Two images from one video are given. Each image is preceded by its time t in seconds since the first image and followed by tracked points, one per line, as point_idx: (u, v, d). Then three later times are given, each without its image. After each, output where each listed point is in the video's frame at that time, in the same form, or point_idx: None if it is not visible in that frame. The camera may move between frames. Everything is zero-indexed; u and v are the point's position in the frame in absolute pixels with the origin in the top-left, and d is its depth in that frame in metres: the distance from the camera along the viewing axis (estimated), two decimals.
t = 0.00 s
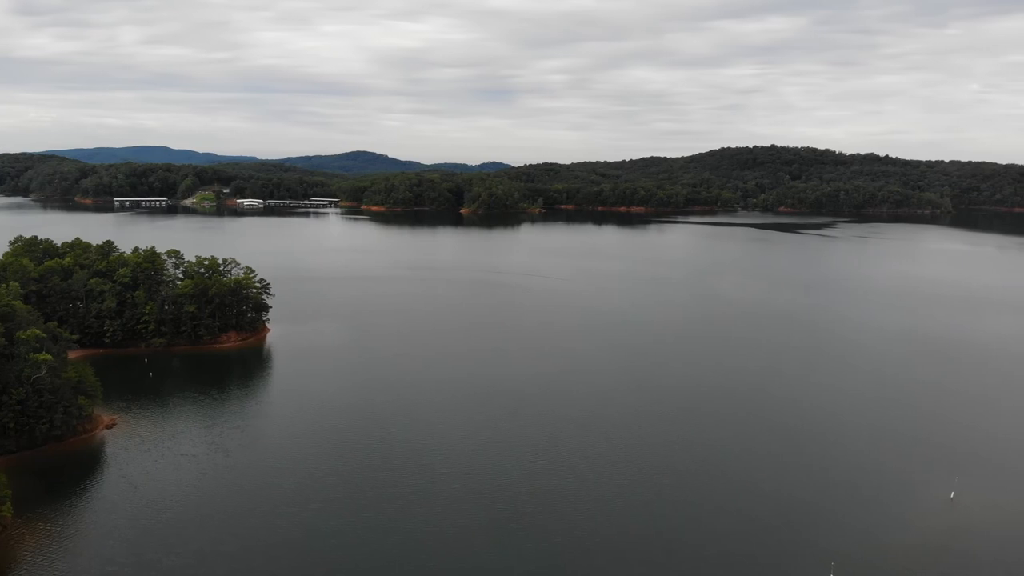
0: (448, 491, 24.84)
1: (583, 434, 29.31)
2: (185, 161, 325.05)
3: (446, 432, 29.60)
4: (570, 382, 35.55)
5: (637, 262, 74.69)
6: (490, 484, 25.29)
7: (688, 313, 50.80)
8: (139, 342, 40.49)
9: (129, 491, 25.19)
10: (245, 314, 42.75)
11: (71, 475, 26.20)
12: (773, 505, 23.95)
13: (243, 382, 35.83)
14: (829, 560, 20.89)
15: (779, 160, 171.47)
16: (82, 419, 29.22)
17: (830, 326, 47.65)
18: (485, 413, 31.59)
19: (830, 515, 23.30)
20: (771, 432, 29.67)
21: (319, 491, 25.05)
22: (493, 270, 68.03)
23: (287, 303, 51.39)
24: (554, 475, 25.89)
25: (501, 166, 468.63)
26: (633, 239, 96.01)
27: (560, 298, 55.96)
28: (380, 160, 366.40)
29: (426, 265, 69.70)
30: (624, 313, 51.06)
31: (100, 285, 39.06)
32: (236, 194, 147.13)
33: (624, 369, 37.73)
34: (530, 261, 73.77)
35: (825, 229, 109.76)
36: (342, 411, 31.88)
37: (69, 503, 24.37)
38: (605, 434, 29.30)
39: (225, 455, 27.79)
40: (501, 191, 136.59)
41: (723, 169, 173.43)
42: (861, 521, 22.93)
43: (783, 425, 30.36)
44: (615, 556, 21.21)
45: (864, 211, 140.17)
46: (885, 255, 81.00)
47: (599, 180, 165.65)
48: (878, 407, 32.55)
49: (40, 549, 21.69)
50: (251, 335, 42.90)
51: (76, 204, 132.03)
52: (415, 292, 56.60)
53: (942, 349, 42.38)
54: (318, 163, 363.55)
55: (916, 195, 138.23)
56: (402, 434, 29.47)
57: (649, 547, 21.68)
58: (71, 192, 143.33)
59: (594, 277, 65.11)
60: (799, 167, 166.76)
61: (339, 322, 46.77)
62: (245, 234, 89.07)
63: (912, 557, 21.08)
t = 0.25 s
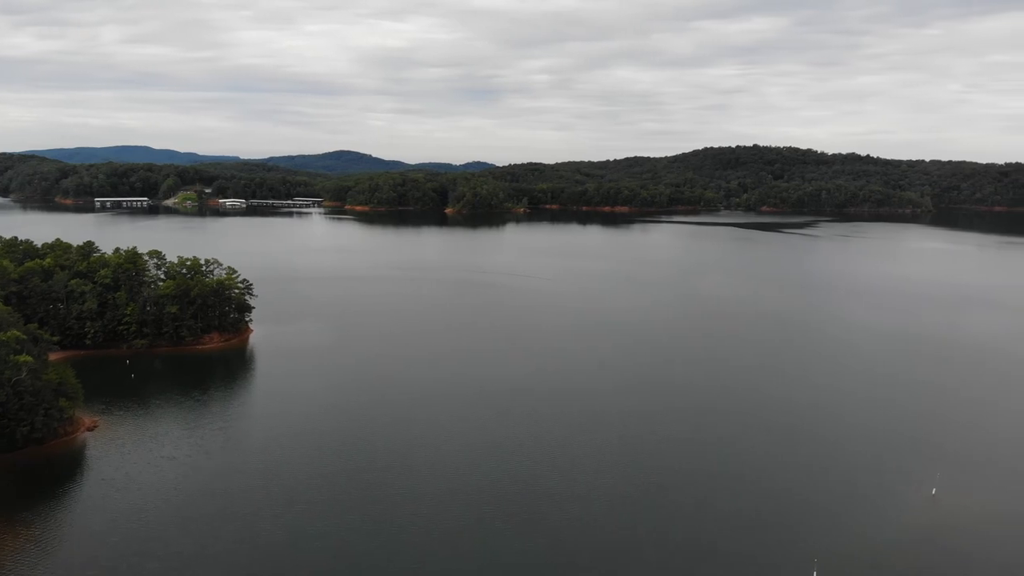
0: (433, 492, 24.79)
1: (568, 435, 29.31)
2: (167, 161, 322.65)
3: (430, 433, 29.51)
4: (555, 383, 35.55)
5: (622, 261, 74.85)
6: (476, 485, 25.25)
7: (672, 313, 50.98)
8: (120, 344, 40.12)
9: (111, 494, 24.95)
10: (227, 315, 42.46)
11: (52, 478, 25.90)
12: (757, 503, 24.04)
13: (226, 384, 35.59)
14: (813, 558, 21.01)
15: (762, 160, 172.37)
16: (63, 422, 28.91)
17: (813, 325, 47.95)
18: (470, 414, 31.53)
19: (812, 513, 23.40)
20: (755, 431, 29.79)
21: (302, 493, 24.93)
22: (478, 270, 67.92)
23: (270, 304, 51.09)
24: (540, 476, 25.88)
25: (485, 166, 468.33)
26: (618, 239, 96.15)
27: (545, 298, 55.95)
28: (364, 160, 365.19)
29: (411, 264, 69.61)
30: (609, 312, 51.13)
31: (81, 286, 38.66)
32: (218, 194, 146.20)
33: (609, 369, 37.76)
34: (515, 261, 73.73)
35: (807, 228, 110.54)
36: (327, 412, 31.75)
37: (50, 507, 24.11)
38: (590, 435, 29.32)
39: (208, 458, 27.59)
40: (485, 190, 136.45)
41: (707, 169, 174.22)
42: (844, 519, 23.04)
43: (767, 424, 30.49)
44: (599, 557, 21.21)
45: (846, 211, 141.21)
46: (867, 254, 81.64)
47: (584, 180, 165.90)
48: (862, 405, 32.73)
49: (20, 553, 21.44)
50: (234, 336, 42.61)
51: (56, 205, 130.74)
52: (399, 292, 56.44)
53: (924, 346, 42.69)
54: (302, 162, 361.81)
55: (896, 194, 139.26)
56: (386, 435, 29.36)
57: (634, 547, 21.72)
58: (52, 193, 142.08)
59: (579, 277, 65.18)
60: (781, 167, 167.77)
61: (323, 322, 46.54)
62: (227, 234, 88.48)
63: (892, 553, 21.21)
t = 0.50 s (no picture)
0: (416, 493, 24.77)
1: (550, 434, 29.37)
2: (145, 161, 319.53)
3: (412, 434, 29.47)
4: (537, 382, 35.59)
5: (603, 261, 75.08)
6: (459, 485, 25.27)
7: (651, 312, 51.11)
8: (98, 346, 39.70)
9: (90, 497, 24.69)
10: (207, 316, 42.15)
11: (29, 482, 25.58)
12: (737, 502, 24.12)
13: (205, 385, 35.34)
14: (795, 554, 21.21)
15: (741, 159, 173.48)
16: (40, 425, 28.56)
17: (792, 323, 48.37)
18: (451, 414, 31.51)
19: (792, 512, 23.52)
20: (734, 429, 29.94)
21: (281, 496, 24.73)
22: (459, 270, 67.83)
23: (250, 304, 50.75)
24: (523, 476, 25.93)
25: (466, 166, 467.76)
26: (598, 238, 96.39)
27: (527, 298, 55.97)
28: (345, 159, 363.62)
29: (390, 264, 69.37)
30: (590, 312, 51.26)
31: (58, 287, 38.22)
32: (197, 194, 144.98)
33: (591, 369, 37.86)
34: (496, 261, 73.70)
35: (786, 227, 111.35)
36: (306, 414, 31.55)
37: (28, 511, 23.82)
38: (571, 434, 29.40)
39: (188, 460, 27.38)
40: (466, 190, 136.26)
41: (686, 169, 175.02)
42: (823, 517, 23.17)
43: (748, 422, 30.71)
44: (580, 557, 21.22)
45: (825, 210, 142.36)
46: (844, 253, 82.35)
47: (565, 180, 166.14)
48: (839, 403, 32.99)
49: None
50: (213, 337, 42.31)
51: (31, 206, 129.05)
52: (380, 293, 56.27)
53: (900, 344, 43.14)
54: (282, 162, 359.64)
55: (874, 194, 140.60)
56: (368, 436, 29.29)
57: (618, 545, 21.83)
58: (27, 193, 140.30)
59: (560, 277, 65.28)
60: (760, 167, 168.88)
61: (304, 323, 46.32)
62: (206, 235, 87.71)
63: (871, 552, 21.36)
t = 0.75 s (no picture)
0: (395, 495, 24.65)
1: (528, 434, 29.43)
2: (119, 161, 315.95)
3: (391, 435, 29.36)
4: (515, 382, 35.59)
5: (581, 260, 75.26)
6: (437, 486, 25.20)
7: (630, 312, 51.27)
8: (71, 348, 39.22)
9: (64, 501, 24.42)
10: (182, 317, 41.76)
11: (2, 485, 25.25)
12: (719, 500, 24.28)
13: (181, 388, 35.00)
14: (772, 551, 21.43)
15: (718, 159, 174.70)
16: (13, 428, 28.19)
17: (769, 321, 48.76)
18: (430, 414, 31.48)
19: (769, 510, 23.70)
20: (715, 427, 30.15)
21: (257, 500, 24.47)
22: (437, 269, 67.69)
23: (227, 305, 50.33)
24: (502, 476, 25.90)
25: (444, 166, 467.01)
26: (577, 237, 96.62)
27: (505, 297, 56.00)
28: (322, 159, 361.70)
29: (367, 264, 69.03)
30: (569, 311, 51.38)
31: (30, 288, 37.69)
32: (172, 194, 143.62)
33: (569, 368, 37.94)
34: (475, 261, 73.65)
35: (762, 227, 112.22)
36: (282, 416, 31.27)
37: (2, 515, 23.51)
38: (551, 435, 29.37)
39: (164, 463, 27.15)
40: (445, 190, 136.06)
41: (664, 169, 175.92)
42: (801, 516, 23.29)
43: (725, 420, 30.94)
44: (560, 557, 21.28)
45: (800, 209, 143.70)
46: (820, 252, 83.07)
47: (543, 180, 166.41)
48: (816, 401, 33.21)
49: None
50: (189, 339, 41.93)
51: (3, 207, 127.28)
52: (358, 293, 56.02)
53: (875, 342, 43.59)
54: (259, 162, 357.07)
55: (849, 193, 142.30)
56: (347, 437, 29.18)
57: (596, 544, 21.92)
58: None
59: (539, 276, 65.39)
60: (736, 167, 170.05)
61: (282, 324, 46.03)
62: (181, 235, 86.88)
63: (847, 548, 21.58)
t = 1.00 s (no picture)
0: (373, 496, 24.59)
1: (506, 434, 29.47)
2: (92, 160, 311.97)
3: (368, 436, 29.27)
4: (493, 382, 35.62)
5: (559, 260, 75.40)
6: (416, 487, 25.17)
7: (607, 311, 51.46)
8: (44, 351, 38.70)
9: (37, 506, 24.10)
10: (157, 319, 41.35)
11: None
12: (696, 497, 24.48)
13: (156, 390, 34.67)
14: (749, 546, 21.66)
15: (694, 159, 175.81)
16: None
17: (744, 320, 49.17)
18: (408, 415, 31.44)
19: (746, 506, 23.93)
20: (692, 426, 30.36)
21: (234, 503, 24.29)
22: (415, 270, 67.54)
23: (202, 307, 49.89)
24: (480, 476, 25.92)
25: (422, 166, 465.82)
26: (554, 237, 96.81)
27: (483, 297, 56.00)
28: (299, 159, 359.41)
29: (343, 265, 68.67)
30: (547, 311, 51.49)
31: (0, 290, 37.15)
32: (146, 194, 142.07)
33: (547, 368, 38.02)
34: (453, 261, 73.53)
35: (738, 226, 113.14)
36: (258, 418, 31.06)
37: None
38: (529, 435, 29.42)
39: (139, 466, 26.89)
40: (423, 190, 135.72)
41: (641, 169, 176.71)
42: (776, 512, 23.56)
43: (701, 419, 31.17)
44: (538, 555, 21.35)
45: (775, 209, 144.99)
46: (794, 251, 83.87)
47: (521, 180, 166.55)
48: (791, 400, 33.56)
49: None
50: (163, 341, 41.52)
51: None
52: (336, 294, 55.76)
53: (849, 340, 44.11)
54: (234, 161, 354.07)
55: (824, 193, 143.88)
56: (324, 439, 29.05)
57: (574, 542, 22.01)
58: None
59: (516, 276, 65.45)
60: (713, 166, 171.21)
61: (258, 325, 45.70)
62: (155, 236, 85.95)
63: (822, 542, 21.85)
